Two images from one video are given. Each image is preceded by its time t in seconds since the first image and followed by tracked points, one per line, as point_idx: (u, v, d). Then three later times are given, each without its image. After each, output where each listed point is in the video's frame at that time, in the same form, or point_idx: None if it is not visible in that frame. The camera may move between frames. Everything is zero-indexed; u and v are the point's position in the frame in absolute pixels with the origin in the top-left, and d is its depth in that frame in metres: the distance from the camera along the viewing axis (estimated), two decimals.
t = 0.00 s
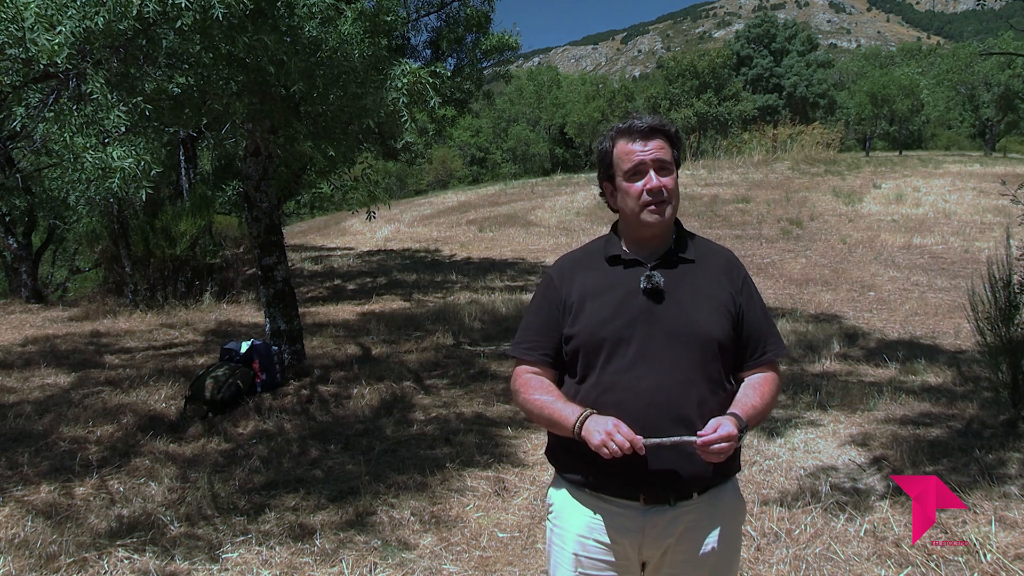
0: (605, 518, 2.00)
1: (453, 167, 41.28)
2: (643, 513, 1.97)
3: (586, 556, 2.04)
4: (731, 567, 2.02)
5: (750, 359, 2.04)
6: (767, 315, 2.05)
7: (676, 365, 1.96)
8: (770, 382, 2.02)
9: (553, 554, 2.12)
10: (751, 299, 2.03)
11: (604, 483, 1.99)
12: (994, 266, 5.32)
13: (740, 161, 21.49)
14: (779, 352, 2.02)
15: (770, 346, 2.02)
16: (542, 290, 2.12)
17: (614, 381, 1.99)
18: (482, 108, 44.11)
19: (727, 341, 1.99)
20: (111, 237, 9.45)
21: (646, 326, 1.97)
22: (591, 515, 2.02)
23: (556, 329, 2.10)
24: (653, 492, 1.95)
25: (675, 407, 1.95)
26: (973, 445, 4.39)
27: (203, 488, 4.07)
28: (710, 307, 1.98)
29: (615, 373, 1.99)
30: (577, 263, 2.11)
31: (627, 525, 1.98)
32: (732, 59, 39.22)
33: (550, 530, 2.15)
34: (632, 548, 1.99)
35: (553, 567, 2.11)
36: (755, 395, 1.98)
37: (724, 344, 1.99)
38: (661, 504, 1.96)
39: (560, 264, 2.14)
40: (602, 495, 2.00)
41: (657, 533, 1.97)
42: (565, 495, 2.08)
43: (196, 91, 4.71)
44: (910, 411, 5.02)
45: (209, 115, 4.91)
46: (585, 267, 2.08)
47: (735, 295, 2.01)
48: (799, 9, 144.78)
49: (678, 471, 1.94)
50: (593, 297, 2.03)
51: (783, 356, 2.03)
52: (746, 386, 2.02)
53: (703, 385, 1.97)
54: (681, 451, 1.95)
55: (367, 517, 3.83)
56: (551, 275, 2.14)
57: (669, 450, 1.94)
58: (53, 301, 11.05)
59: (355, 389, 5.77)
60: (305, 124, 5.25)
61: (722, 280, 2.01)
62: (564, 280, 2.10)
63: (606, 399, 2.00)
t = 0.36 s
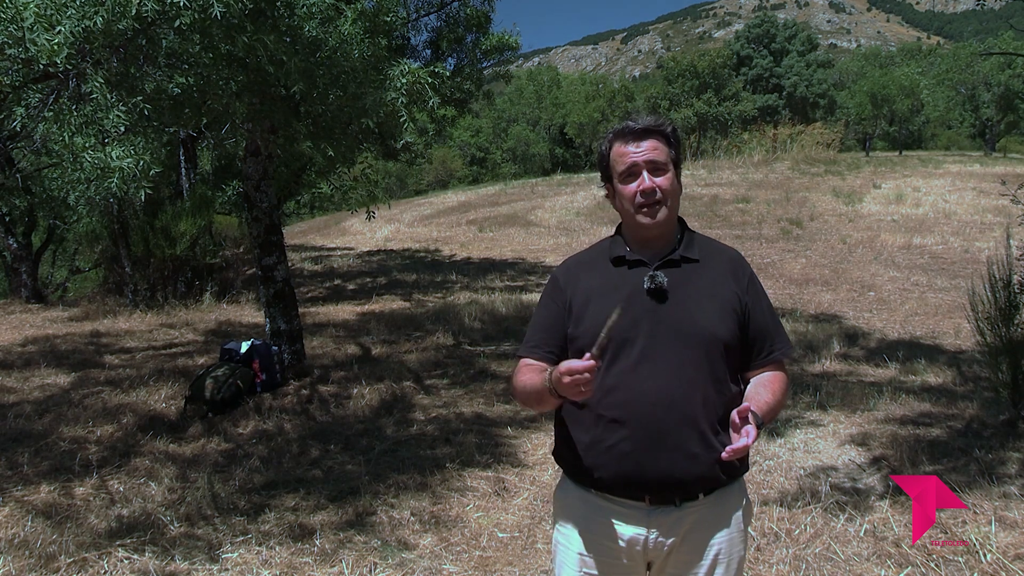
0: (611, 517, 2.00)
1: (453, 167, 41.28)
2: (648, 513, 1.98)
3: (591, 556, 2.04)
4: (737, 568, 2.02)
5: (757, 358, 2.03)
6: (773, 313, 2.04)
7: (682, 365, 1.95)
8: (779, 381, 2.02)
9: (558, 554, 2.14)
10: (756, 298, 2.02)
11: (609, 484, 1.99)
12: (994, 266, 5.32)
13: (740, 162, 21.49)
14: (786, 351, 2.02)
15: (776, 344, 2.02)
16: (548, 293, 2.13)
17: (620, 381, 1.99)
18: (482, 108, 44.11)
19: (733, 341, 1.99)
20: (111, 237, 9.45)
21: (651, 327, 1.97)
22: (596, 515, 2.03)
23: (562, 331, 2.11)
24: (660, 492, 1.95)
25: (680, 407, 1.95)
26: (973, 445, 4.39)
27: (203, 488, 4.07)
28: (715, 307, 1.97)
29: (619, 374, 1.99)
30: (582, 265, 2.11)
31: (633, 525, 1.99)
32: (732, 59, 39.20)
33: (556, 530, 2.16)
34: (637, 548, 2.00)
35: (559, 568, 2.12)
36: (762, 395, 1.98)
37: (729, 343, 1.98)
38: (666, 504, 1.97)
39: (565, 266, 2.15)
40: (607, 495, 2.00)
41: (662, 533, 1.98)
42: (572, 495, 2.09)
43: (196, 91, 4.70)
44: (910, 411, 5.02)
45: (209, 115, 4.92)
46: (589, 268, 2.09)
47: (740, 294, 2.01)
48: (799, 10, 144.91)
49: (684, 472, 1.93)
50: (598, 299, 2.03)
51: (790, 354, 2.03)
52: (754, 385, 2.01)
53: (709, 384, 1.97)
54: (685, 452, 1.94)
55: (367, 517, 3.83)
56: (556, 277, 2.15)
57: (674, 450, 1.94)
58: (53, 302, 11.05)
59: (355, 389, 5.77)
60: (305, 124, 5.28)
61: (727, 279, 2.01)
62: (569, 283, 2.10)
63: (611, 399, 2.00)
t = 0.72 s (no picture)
0: (621, 518, 2.00)
1: (453, 167, 41.27)
2: (658, 513, 1.98)
3: (601, 556, 2.04)
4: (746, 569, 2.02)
5: (765, 358, 2.03)
6: (780, 313, 2.04)
7: (688, 367, 1.95)
8: (787, 381, 2.02)
9: (568, 555, 2.13)
10: (763, 298, 2.02)
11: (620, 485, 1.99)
12: (994, 266, 5.32)
13: (740, 161, 21.49)
14: (794, 350, 2.01)
15: (784, 344, 2.01)
16: (555, 295, 2.14)
17: (627, 384, 1.99)
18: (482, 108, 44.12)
19: (739, 341, 1.98)
20: (111, 237, 9.44)
21: (657, 329, 1.97)
22: (607, 516, 2.02)
23: (569, 333, 2.11)
24: (670, 493, 1.95)
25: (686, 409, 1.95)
26: (973, 445, 4.39)
27: (203, 489, 4.07)
28: (722, 308, 1.97)
29: (627, 377, 1.99)
30: (589, 267, 2.11)
31: (642, 526, 1.98)
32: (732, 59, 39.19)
33: (566, 531, 2.16)
34: (648, 549, 2.00)
35: (569, 569, 2.12)
36: (771, 395, 1.97)
37: (736, 344, 1.98)
38: (676, 505, 1.96)
39: (572, 268, 2.15)
40: (618, 496, 2.00)
41: (672, 534, 1.97)
42: (583, 496, 2.08)
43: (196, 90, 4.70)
44: (910, 411, 5.02)
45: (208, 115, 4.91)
46: (595, 270, 2.09)
47: (747, 294, 2.00)
48: (799, 10, 144.98)
49: (694, 473, 1.93)
50: (605, 301, 2.03)
51: (798, 354, 2.02)
52: (762, 385, 2.01)
53: (717, 385, 1.97)
54: (694, 452, 1.94)
55: (367, 517, 3.83)
56: (564, 279, 2.15)
57: (683, 450, 1.94)
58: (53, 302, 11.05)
59: (355, 389, 5.77)
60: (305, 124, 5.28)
61: (733, 279, 2.00)
62: (575, 285, 2.11)
63: (619, 401, 2.00)
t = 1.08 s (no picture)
0: (627, 517, 2.00)
1: (453, 167, 41.27)
2: (662, 513, 1.98)
3: (606, 554, 2.04)
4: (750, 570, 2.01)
5: (775, 359, 2.01)
6: (791, 314, 2.01)
7: (695, 368, 1.95)
8: (797, 383, 1.99)
9: (574, 553, 2.14)
10: (773, 298, 2.00)
11: (626, 483, 2.00)
12: (994, 266, 5.32)
13: (740, 161, 21.49)
14: (805, 351, 1.99)
15: (794, 345, 1.99)
16: (564, 295, 2.15)
17: (634, 384, 2.00)
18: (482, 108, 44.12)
19: (748, 343, 1.97)
20: (111, 237, 9.45)
21: (663, 330, 1.97)
22: (611, 514, 2.03)
23: (578, 334, 2.13)
24: (675, 492, 1.95)
25: (692, 409, 1.95)
26: (973, 445, 4.39)
27: (203, 489, 4.07)
28: (729, 309, 1.96)
29: (633, 376, 2.00)
30: (597, 268, 2.12)
31: (647, 525, 1.98)
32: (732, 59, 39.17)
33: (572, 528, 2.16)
34: (652, 548, 1.99)
35: (574, 567, 2.12)
36: (780, 397, 1.95)
37: (744, 345, 1.96)
38: (681, 504, 1.96)
39: (581, 269, 2.16)
40: (625, 496, 2.01)
41: (677, 534, 1.97)
42: (590, 495, 2.09)
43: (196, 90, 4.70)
44: (910, 411, 5.02)
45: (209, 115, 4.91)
46: (604, 271, 2.10)
47: (756, 295, 1.98)
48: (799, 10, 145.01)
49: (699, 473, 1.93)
50: (611, 302, 2.04)
51: (809, 355, 2.00)
52: (771, 387, 1.99)
53: (724, 387, 1.96)
54: (700, 452, 1.95)
55: (367, 517, 3.84)
56: (573, 280, 2.17)
57: (689, 449, 1.95)
58: (53, 302, 11.06)
59: (355, 389, 5.77)
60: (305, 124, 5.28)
61: (741, 279, 1.99)
62: (584, 285, 2.12)
63: (626, 401, 2.01)
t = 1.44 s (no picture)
0: (616, 513, 2.01)
1: (453, 167, 41.25)
2: (651, 510, 1.98)
3: (595, 549, 2.05)
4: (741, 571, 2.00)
5: (770, 358, 2.01)
6: (788, 314, 2.01)
7: (689, 364, 1.95)
8: (792, 383, 1.99)
9: (565, 548, 2.15)
10: (769, 298, 1.99)
11: (616, 479, 2.01)
12: (994, 266, 5.31)
13: (740, 162, 21.49)
14: (801, 351, 1.98)
15: (790, 345, 1.99)
16: (561, 289, 2.16)
17: (627, 379, 2.00)
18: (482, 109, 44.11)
19: (742, 341, 1.97)
20: (111, 237, 9.44)
21: (657, 326, 1.98)
22: (601, 510, 2.04)
23: (573, 329, 2.13)
24: (664, 489, 1.96)
25: (684, 405, 1.95)
26: (973, 445, 4.39)
27: (203, 488, 4.07)
28: (724, 306, 1.96)
29: (626, 371, 2.00)
30: (595, 263, 2.12)
31: (636, 521, 1.99)
32: (732, 59, 39.17)
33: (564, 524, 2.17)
34: (641, 545, 2.00)
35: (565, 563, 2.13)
36: (773, 397, 1.95)
37: (739, 343, 1.96)
38: (671, 502, 1.96)
39: (579, 265, 2.17)
40: (615, 491, 2.01)
41: (666, 531, 1.97)
42: (581, 490, 2.10)
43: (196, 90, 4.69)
44: (910, 411, 5.02)
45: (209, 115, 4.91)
46: (600, 267, 2.10)
47: (752, 294, 1.98)
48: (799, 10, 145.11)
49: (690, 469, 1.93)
50: (607, 297, 2.04)
51: (805, 356, 1.99)
52: (766, 387, 1.99)
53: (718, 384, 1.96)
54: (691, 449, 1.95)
55: (367, 517, 3.83)
56: (571, 275, 2.17)
57: (681, 446, 1.95)
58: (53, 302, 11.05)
59: (355, 389, 5.77)
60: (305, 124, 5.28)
61: (738, 278, 1.98)
62: (581, 280, 2.12)
63: (619, 396, 2.01)
